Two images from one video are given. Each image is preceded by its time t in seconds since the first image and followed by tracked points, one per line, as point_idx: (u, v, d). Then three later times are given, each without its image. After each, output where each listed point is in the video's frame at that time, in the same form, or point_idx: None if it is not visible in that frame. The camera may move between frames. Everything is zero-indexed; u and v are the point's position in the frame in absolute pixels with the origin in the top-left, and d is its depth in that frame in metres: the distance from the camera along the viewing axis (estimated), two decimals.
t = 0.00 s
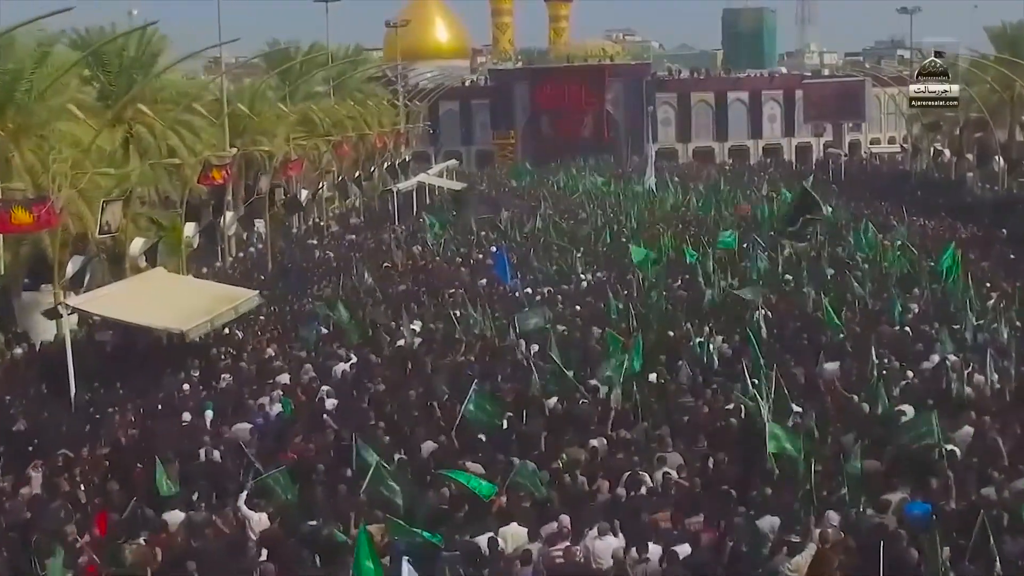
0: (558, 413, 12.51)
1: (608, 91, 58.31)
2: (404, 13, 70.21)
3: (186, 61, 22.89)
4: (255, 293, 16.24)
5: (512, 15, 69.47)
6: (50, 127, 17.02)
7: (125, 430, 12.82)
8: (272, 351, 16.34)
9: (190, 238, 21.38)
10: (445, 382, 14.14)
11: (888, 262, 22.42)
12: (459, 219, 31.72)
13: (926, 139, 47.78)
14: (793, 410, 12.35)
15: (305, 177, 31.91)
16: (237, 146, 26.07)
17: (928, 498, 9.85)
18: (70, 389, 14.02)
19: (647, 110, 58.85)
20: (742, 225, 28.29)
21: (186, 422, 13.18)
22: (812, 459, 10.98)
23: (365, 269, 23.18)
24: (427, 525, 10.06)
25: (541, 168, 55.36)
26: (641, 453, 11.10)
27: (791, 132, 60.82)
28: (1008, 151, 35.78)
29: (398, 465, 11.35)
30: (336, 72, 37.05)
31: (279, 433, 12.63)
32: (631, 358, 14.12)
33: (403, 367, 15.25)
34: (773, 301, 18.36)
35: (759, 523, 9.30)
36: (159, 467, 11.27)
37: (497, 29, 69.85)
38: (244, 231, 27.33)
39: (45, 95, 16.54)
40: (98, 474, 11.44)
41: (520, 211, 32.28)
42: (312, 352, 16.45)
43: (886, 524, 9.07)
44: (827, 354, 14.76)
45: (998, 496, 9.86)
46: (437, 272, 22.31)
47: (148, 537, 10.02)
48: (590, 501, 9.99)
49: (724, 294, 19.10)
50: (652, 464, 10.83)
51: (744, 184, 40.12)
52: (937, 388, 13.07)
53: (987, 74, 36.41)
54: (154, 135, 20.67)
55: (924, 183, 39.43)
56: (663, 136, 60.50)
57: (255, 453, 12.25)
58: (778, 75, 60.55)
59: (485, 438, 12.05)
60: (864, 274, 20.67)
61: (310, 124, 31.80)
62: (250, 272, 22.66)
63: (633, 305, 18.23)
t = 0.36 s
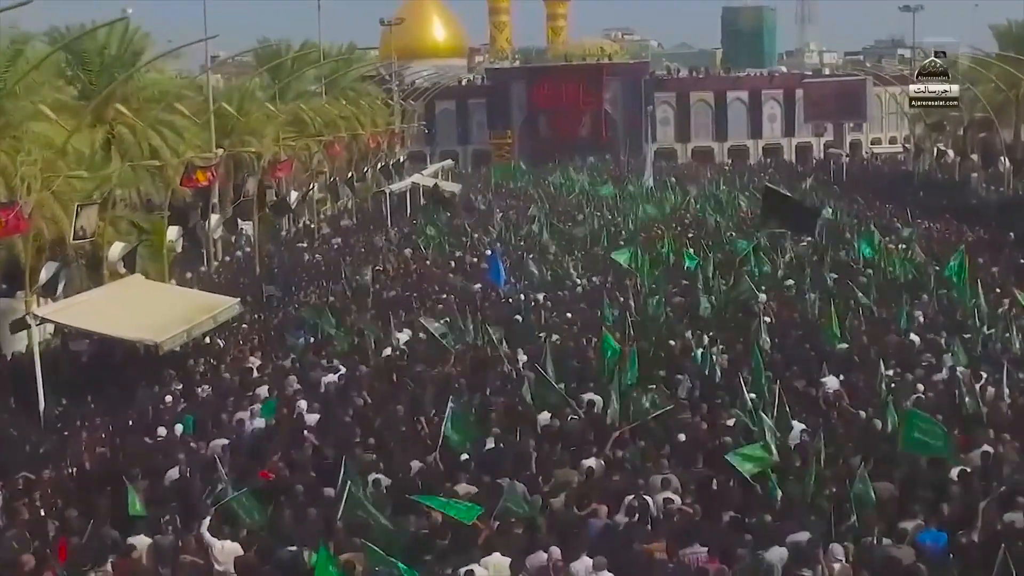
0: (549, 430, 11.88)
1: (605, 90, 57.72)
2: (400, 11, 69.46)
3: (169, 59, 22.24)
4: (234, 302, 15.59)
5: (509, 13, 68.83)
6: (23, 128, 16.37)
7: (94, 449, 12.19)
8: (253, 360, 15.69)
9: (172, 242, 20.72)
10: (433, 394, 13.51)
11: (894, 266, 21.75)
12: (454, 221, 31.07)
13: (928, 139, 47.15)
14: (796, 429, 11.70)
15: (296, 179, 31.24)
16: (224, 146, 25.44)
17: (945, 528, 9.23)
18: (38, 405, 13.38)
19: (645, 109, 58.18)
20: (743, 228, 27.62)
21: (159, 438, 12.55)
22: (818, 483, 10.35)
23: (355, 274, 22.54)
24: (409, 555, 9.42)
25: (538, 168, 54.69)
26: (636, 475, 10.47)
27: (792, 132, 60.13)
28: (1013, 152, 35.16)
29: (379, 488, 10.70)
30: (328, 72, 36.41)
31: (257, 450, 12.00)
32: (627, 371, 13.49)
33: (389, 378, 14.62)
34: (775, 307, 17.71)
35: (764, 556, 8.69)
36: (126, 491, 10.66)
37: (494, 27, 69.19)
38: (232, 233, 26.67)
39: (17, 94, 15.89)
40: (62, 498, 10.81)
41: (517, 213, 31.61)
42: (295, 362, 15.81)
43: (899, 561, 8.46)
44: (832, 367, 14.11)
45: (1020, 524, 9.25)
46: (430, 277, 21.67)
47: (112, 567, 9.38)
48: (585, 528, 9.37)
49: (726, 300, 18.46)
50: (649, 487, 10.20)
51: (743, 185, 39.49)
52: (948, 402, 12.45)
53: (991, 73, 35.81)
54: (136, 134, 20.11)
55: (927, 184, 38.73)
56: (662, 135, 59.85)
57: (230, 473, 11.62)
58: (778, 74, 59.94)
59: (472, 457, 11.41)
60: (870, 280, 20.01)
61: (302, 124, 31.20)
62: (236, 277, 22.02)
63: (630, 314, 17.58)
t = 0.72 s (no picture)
0: (538, 449, 11.21)
1: (603, 91, 56.80)
2: (396, 12, 68.76)
3: (151, 58, 21.50)
4: (212, 313, 14.87)
5: (507, 14, 68.19)
6: None
7: (56, 472, 11.55)
8: (229, 373, 15.02)
9: (151, 247, 20.03)
10: (418, 406, 12.82)
11: (899, 273, 21.05)
12: (447, 225, 30.38)
13: (931, 141, 46.47)
14: (798, 451, 11.03)
15: (286, 181, 30.56)
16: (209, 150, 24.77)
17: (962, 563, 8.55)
18: None
19: (643, 110, 57.44)
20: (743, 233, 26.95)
21: (124, 457, 11.90)
22: (824, 509, 9.67)
23: (342, 281, 21.88)
24: None
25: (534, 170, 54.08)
26: (629, 500, 9.79)
27: (791, 133, 59.48)
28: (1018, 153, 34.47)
29: (354, 516, 10.05)
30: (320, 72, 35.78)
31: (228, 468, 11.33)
32: (625, 386, 12.80)
33: (372, 389, 13.96)
34: (777, 316, 17.04)
35: None
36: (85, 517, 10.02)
37: (491, 28, 68.56)
38: (218, 237, 26.02)
39: None
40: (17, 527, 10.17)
41: (512, 217, 30.93)
42: (274, 373, 15.15)
43: None
44: (838, 379, 13.42)
45: None
46: (420, 283, 20.98)
47: None
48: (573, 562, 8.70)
49: (725, 309, 17.79)
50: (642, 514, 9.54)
51: (743, 187, 38.82)
52: (962, 418, 11.75)
53: (995, 73, 35.13)
54: (114, 136, 19.37)
55: (930, 187, 38.07)
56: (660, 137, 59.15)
57: (198, 496, 10.96)
58: (777, 75, 59.28)
59: (454, 480, 10.74)
60: (875, 287, 19.33)
61: (292, 125, 30.56)
62: (220, 283, 21.36)
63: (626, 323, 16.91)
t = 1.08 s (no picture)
0: (521, 473, 10.44)
1: (599, 92, 55.98)
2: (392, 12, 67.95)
3: (125, 58, 20.69)
4: (185, 324, 14.04)
5: (503, 14, 67.47)
6: None
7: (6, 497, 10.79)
8: (200, 386, 14.25)
9: (127, 254, 19.20)
10: (394, 423, 12.05)
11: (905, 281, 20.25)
12: (438, 230, 29.63)
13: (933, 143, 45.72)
14: (799, 474, 10.21)
15: (272, 184, 29.84)
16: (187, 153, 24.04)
17: None
18: None
19: (640, 111, 56.61)
20: (742, 238, 26.21)
21: (81, 479, 11.14)
22: (828, 542, 8.91)
23: (326, 287, 21.15)
24: None
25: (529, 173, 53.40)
26: (617, 531, 9.02)
27: (790, 134, 58.75)
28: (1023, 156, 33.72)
29: (320, 548, 9.29)
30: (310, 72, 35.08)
31: (189, 491, 10.57)
32: (614, 407, 12.10)
33: (349, 404, 13.18)
34: (777, 326, 16.27)
35: None
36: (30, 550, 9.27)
37: (487, 28, 67.83)
38: (202, 241, 25.30)
39: None
40: None
41: (505, 221, 30.19)
42: (248, 387, 14.38)
43: None
44: (844, 393, 12.65)
45: None
46: (407, 289, 20.24)
47: None
48: None
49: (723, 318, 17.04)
50: (631, 548, 8.79)
51: (742, 190, 38.08)
52: (976, 438, 10.96)
53: (1000, 73, 34.36)
54: (88, 137, 18.51)
55: (933, 190, 37.33)
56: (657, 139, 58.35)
57: (157, 522, 10.19)
58: (776, 76, 58.52)
59: (430, 507, 9.97)
60: (879, 295, 18.57)
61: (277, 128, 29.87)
62: (200, 290, 20.62)
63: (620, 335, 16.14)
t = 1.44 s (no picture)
0: (504, 494, 9.74)
1: (598, 92, 55.27)
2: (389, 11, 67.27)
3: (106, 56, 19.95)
4: (155, 335, 13.32)
5: (501, 13, 66.79)
6: None
7: None
8: (172, 399, 13.56)
9: (104, 260, 18.50)
10: (372, 439, 11.37)
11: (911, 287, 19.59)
12: (431, 235, 28.98)
13: (936, 143, 45.10)
14: (795, 500, 9.42)
15: (261, 186, 29.19)
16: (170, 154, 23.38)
17: None
18: None
19: (639, 110, 55.99)
20: (741, 242, 25.55)
21: (36, 502, 10.45)
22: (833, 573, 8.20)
23: (311, 293, 20.49)
24: None
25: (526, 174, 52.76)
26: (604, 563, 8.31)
27: (791, 135, 58.22)
28: None
29: None
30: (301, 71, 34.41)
31: (150, 512, 9.90)
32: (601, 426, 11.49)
33: (327, 419, 12.49)
34: (777, 335, 15.61)
35: None
36: None
37: (486, 27, 67.16)
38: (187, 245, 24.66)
39: None
40: None
41: (500, 225, 29.53)
42: (222, 398, 13.69)
43: None
44: (848, 406, 11.96)
45: None
46: (395, 296, 19.59)
47: None
48: None
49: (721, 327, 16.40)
50: None
51: (743, 191, 37.44)
52: (991, 456, 10.25)
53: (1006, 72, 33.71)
54: (65, 140, 17.78)
55: (936, 191, 36.66)
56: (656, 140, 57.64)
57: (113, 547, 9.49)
58: (777, 76, 57.99)
59: (405, 533, 9.27)
60: (883, 302, 17.91)
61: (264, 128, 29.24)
62: (181, 297, 19.98)
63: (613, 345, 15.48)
